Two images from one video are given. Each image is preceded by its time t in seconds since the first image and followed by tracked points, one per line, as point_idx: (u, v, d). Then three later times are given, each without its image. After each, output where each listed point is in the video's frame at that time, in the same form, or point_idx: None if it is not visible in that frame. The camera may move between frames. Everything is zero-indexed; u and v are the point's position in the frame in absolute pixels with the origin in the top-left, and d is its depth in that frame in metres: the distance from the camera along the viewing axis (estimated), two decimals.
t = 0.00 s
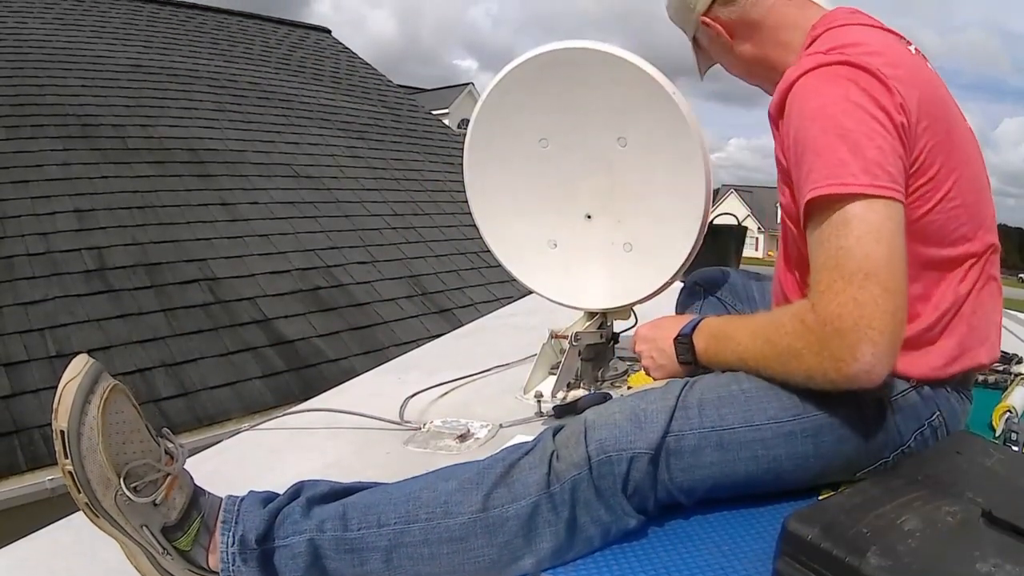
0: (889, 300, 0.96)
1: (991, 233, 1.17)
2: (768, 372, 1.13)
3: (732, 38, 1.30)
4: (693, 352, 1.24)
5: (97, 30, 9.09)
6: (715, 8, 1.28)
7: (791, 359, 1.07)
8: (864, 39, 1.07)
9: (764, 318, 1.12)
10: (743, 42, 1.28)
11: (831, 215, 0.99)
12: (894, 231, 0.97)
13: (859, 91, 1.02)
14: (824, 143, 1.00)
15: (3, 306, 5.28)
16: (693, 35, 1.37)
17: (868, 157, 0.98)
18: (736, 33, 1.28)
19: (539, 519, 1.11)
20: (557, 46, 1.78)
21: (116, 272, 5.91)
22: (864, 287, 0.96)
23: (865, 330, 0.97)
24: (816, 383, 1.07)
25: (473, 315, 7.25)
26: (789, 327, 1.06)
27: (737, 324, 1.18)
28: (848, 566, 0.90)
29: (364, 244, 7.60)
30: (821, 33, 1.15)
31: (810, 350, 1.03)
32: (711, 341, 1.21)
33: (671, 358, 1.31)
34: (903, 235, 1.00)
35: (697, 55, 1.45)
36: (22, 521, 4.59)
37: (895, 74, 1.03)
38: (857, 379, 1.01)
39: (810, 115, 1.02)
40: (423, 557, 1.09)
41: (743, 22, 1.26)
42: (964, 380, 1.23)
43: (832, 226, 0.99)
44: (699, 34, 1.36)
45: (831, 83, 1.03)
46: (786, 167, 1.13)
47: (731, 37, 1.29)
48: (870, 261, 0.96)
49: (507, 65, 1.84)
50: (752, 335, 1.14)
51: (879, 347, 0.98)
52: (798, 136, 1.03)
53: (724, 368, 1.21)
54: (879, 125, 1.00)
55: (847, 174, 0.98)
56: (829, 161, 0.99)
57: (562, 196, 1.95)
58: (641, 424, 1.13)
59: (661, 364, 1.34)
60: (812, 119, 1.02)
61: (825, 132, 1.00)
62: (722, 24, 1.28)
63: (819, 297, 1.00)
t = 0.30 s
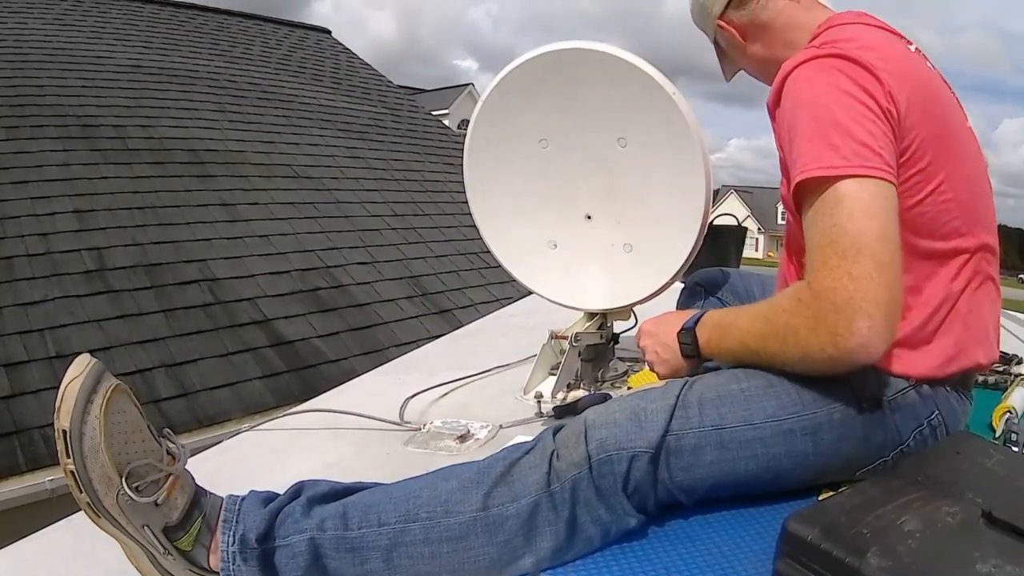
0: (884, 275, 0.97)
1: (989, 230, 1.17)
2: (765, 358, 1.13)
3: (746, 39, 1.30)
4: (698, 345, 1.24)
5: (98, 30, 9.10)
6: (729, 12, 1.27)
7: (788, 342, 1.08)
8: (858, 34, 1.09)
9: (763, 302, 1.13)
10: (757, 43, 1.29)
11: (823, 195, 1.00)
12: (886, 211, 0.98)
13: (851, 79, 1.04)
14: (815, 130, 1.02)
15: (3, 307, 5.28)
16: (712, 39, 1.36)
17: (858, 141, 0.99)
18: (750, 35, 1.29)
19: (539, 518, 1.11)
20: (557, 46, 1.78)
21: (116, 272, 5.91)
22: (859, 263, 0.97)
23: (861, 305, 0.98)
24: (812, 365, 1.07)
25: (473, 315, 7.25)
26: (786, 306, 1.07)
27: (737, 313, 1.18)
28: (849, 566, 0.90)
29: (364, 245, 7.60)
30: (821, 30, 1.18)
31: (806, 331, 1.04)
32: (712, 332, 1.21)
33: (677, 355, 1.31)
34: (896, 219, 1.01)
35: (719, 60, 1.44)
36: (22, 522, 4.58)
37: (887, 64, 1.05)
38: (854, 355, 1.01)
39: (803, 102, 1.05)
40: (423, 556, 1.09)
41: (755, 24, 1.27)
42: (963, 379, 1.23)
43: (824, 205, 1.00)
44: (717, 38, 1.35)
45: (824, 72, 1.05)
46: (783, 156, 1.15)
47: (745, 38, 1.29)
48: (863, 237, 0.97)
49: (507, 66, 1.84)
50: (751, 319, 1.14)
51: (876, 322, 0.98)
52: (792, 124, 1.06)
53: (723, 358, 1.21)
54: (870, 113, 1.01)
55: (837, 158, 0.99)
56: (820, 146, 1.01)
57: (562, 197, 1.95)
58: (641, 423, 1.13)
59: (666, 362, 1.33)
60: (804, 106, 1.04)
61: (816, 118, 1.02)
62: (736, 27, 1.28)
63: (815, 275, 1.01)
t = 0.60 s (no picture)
0: (891, 270, 0.97)
1: (992, 229, 1.17)
2: (769, 354, 1.13)
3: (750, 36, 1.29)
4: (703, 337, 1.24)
5: (98, 31, 9.10)
6: (735, 10, 1.27)
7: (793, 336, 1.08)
8: (865, 32, 1.10)
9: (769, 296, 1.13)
10: (761, 41, 1.29)
11: (830, 189, 1.00)
12: (893, 206, 0.98)
13: (858, 75, 1.04)
14: (823, 125, 1.02)
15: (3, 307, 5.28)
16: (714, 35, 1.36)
17: (865, 137, 0.99)
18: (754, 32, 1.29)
19: (539, 519, 1.11)
20: (558, 46, 1.78)
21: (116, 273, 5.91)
22: (865, 257, 0.97)
23: (868, 299, 0.98)
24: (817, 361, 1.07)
25: (473, 316, 7.25)
26: (792, 301, 1.07)
27: (743, 309, 1.18)
28: (848, 567, 0.91)
29: (364, 245, 7.60)
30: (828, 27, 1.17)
31: (812, 325, 1.04)
32: (717, 327, 1.21)
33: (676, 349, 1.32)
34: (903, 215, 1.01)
35: (720, 58, 1.44)
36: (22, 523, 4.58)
37: (893, 62, 1.05)
38: (859, 350, 1.01)
39: (810, 98, 1.05)
40: (424, 557, 1.09)
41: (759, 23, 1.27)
42: (964, 379, 1.23)
43: (832, 200, 1.00)
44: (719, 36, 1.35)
45: (831, 68, 1.06)
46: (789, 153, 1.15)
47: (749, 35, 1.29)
48: (870, 230, 0.97)
49: (507, 66, 1.84)
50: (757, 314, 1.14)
51: (883, 316, 0.98)
52: (799, 120, 1.06)
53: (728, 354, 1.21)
54: (877, 109, 1.01)
55: (845, 153, 0.99)
56: (828, 142, 1.01)
57: (562, 199, 1.96)
58: (642, 424, 1.13)
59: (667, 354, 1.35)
60: (811, 103, 1.04)
61: (824, 114, 1.02)
62: (742, 25, 1.28)
63: (820, 270, 1.01)
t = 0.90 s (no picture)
0: (886, 285, 0.97)
1: (995, 238, 1.17)
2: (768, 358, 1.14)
3: (752, 34, 1.30)
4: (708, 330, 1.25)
5: (97, 32, 9.10)
6: (739, 7, 1.28)
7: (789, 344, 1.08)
8: (869, 39, 1.09)
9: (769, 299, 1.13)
10: (764, 37, 1.29)
11: (828, 202, 1.00)
12: (890, 220, 0.98)
13: (859, 86, 1.04)
14: (822, 136, 1.02)
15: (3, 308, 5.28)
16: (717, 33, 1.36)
17: (864, 151, 0.99)
18: (755, 29, 1.29)
19: (539, 520, 1.11)
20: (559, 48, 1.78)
21: (116, 274, 5.91)
22: (861, 271, 0.97)
23: (863, 314, 0.98)
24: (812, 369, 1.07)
25: (473, 317, 7.25)
26: (789, 309, 1.07)
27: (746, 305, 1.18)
28: (848, 567, 0.91)
29: (363, 246, 7.60)
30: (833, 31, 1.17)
31: (808, 336, 1.04)
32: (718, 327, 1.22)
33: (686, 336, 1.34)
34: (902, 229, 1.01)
35: (720, 55, 1.45)
36: (22, 523, 4.57)
37: (896, 72, 1.05)
38: (855, 364, 1.01)
39: (810, 109, 1.05)
40: (424, 558, 1.09)
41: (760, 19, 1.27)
42: (964, 383, 1.23)
43: (829, 212, 1.00)
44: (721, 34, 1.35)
45: (833, 78, 1.06)
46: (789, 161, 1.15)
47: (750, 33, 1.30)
48: (866, 244, 0.97)
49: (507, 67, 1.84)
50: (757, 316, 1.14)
51: (876, 331, 0.98)
52: (799, 130, 1.06)
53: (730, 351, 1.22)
54: (878, 122, 1.01)
55: (843, 167, 0.99)
56: (827, 154, 1.01)
57: (562, 199, 1.96)
58: (642, 425, 1.13)
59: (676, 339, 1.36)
60: (811, 113, 1.05)
61: (823, 124, 1.02)
62: (745, 22, 1.29)
63: (817, 280, 1.01)
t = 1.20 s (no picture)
0: (893, 290, 0.97)
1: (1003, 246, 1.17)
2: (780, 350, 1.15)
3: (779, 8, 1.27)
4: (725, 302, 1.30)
5: (97, 32, 9.10)
6: None
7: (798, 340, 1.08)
8: (887, 41, 1.09)
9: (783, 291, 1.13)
10: (790, 14, 1.26)
11: (840, 202, 1.00)
12: (900, 224, 0.98)
13: (876, 87, 1.03)
14: (836, 137, 1.02)
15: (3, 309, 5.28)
16: None
17: (878, 154, 0.99)
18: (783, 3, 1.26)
19: (540, 522, 1.11)
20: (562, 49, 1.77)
21: (116, 275, 5.91)
22: (867, 274, 0.97)
23: (868, 317, 0.98)
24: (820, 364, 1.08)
25: (474, 317, 7.24)
26: (800, 304, 1.07)
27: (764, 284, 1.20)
28: (848, 568, 0.91)
29: (364, 247, 7.59)
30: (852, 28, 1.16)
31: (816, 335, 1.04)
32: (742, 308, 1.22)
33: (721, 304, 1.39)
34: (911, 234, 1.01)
35: (711, 33, 1.38)
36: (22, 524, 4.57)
37: (913, 76, 1.05)
38: (859, 367, 1.01)
39: (826, 109, 1.05)
40: (425, 559, 1.09)
41: None
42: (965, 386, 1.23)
43: (839, 213, 1.00)
44: None
45: (849, 78, 1.05)
46: (802, 158, 1.14)
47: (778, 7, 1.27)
48: (875, 246, 0.97)
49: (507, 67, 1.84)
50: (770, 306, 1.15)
51: (879, 336, 0.98)
52: (813, 128, 1.05)
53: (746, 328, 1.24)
54: (893, 126, 1.01)
55: (857, 169, 0.99)
56: (841, 154, 1.01)
57: (562, 200, 1.96)
58: (644, 427, 1.13)
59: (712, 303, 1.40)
60: (827, 113, 1.04)
61: (838, 125, 1.02)
62: None
63: (824, 278, 1.01)
